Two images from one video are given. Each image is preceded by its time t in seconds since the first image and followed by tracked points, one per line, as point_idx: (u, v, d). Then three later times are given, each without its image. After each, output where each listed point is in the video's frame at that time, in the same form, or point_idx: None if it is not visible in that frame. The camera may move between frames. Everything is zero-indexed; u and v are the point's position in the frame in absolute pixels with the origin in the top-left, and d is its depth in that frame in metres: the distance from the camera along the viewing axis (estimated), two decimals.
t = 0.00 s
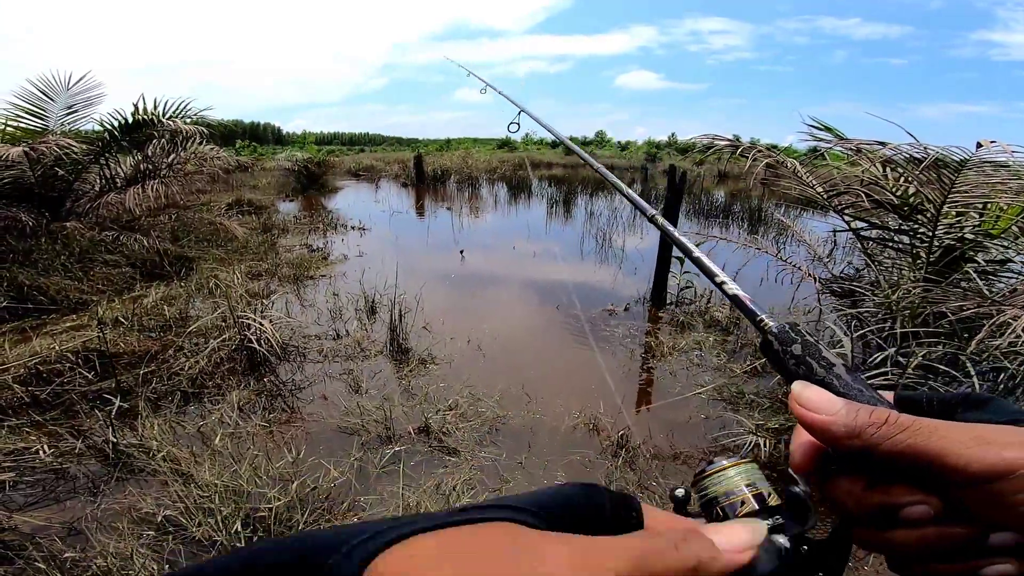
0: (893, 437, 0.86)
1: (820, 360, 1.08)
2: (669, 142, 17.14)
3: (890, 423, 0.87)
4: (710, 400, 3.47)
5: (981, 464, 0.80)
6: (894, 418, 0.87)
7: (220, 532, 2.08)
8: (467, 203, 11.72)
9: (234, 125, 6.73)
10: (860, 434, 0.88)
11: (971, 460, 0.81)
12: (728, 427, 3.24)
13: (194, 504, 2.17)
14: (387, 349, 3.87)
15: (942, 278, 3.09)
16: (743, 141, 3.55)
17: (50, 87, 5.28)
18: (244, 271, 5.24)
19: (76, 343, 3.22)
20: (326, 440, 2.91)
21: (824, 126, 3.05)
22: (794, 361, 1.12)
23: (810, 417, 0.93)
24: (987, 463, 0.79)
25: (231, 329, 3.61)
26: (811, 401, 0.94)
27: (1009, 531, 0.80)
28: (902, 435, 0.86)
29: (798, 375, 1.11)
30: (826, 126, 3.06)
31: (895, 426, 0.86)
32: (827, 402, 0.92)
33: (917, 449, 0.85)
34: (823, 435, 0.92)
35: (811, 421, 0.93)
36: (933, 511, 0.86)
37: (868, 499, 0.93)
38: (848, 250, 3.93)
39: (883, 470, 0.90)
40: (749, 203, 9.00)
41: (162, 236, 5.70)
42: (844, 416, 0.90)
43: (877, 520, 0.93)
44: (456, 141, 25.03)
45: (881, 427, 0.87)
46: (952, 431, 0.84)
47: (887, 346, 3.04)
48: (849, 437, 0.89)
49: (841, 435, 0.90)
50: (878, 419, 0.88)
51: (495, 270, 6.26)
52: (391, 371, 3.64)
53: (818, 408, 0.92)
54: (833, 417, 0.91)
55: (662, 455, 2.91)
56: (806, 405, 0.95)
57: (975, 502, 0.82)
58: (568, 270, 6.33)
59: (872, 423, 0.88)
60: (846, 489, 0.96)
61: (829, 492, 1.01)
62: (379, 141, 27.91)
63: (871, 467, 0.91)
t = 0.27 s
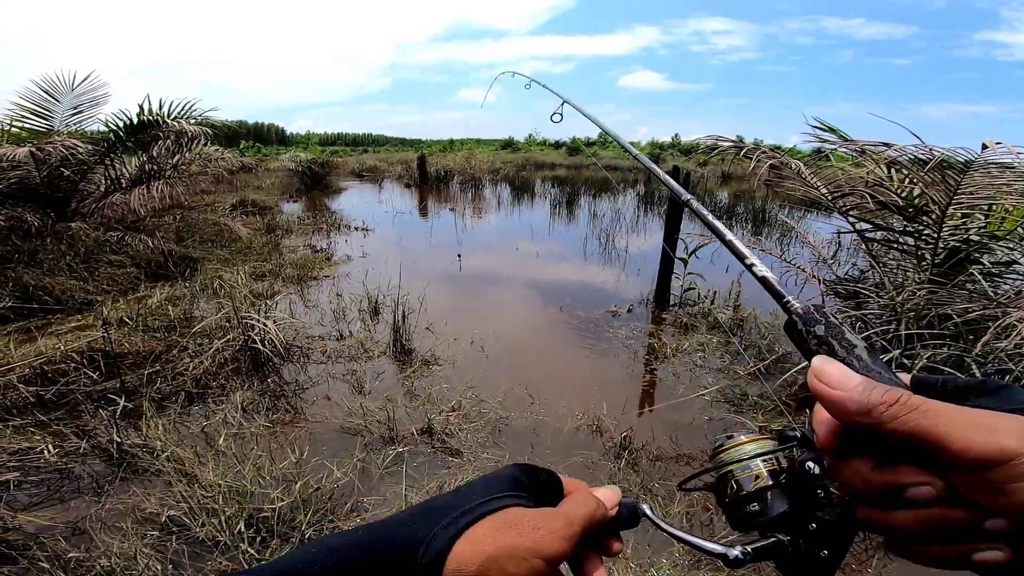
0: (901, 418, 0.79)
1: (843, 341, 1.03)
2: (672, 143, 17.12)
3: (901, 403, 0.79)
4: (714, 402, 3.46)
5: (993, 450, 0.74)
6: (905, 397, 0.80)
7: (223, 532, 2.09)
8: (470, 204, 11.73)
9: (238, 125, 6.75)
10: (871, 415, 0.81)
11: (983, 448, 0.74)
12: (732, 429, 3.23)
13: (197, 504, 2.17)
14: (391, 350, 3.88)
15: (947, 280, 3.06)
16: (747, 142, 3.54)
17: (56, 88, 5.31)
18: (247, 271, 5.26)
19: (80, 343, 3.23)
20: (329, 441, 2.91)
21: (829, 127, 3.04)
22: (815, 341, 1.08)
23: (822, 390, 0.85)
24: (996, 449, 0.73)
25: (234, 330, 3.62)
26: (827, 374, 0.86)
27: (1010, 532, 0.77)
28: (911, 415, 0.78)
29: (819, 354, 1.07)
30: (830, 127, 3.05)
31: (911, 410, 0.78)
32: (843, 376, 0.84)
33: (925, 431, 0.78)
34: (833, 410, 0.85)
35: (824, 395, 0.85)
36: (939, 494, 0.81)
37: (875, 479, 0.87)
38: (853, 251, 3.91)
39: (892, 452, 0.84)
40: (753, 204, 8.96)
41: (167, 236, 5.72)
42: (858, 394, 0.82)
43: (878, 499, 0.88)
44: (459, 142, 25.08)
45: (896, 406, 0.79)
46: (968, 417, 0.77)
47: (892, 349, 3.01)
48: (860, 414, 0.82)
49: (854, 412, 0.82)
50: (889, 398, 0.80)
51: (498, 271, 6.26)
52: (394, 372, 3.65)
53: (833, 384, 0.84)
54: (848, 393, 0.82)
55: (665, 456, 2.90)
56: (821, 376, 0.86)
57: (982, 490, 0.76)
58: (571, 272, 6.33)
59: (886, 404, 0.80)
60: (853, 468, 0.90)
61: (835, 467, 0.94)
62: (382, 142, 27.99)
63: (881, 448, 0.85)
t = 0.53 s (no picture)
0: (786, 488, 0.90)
1: (744, 422, 1.17)
2: (674, 145, 17.13)
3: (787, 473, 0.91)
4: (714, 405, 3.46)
5: (860, 509, 0.84)
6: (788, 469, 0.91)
7: (221, 534, 2.09)
8: (471, 205, 11.74)
9: (239, 127, 6.77)
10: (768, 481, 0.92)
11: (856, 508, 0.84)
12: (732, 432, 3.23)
13: (196, 506, 2.18)
14: (391, 352, 3.88)
15: (948, 282, 3.04)
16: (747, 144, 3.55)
17: (58, 90, 5.33)
18: (248, 273, 5.27)
19: (81, 344, 3.24)
20: (329, 443, 2.92)
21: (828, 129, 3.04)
22: (722, 420, 1.22)
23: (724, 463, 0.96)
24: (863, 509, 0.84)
25: (234, 332, 3.62)
26: (726, 449, 0.98)
27: (925, 572, 0.79)
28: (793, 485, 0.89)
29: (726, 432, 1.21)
30: (830, 129, 3.05)
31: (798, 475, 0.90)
32: (740, 453, 0.96)
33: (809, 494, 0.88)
34: (735, 484, 0.96)
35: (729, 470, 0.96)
36: (832, 551, 0.86)
37: (780, 541, 0.93)
38: (853, 253, 3.90)
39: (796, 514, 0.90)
40: (754, 206, 8.95)
41: (168, 238, 5.74)
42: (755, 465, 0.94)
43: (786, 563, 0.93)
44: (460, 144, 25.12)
45: (780, 479, 0.91)
46: (843, 481, 0.88)
47: (893, 351, 2.99)
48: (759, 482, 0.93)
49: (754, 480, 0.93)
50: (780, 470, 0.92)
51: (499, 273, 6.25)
52: (394, 374, 3.65)
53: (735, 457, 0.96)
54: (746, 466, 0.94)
55: (664, 459, 2.90)
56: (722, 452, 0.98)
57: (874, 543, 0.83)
58: (572, 273, 6.32)
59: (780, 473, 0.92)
60: (764, 532, 0.97)
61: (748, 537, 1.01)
62: (384, 144, 28.05)
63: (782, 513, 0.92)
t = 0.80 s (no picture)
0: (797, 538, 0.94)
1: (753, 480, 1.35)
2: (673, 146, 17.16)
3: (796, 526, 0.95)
4: (716, 406, 3.45)
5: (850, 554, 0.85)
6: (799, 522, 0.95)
7: (222, 537, 2.08)
8: (471, 207, 11.75)
9: (239, 129, 6.77)
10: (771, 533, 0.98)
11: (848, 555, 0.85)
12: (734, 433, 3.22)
13: (197, 508, 2.17)
14: (392, 354, 3.88)
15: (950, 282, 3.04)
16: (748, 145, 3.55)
17: (60, 92, 5.34)
18: (249, 275, 5.27)
19: (81, 346, 3.24)
20: (330, 445, 2.91)
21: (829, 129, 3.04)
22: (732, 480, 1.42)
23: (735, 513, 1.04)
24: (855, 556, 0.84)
25: (235, 333, 3.62)
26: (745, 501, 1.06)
27: None
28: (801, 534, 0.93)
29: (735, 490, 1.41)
30: (830, 130, 3.05)
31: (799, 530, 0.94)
32: (753, 503, 1.03)
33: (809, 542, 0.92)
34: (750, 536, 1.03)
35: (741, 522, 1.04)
36: None
37: None
38: (854, 253, 3.90)
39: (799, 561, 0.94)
40: (754, 207, 8.96)
41: (168, 240, 5.74)
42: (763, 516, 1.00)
43: None
44: (459, 146, 25.14)
45: (786, 527, 0.96)
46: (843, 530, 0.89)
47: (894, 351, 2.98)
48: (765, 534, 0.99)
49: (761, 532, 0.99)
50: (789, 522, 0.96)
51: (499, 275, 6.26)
52: (395, 376, 3.64)
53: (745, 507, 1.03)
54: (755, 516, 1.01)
55: (667, 460, 2.89)
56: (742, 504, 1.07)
57: None
58: (572, 275, 6.32)
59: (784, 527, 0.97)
60: None
61: None
62: (383, 147, 28.10)
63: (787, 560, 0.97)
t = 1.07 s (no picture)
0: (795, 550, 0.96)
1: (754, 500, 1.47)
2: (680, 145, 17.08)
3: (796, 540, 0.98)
4: (723, 406, 3.43)
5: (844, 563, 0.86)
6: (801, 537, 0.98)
7: (228, 535, 2.09)
8: (477, 206, 11.75)
9: (247, 129, 6.81)
10: (771, 547, 1.01)
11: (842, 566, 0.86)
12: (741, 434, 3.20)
13: (203, 506, 2.18)
14: (397, 353, 3.88)
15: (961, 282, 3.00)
16: (756, 144, 3.52)
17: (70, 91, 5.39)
18: (256, 274, 5.29)
19: (90, 344, 3.26)
20: (336, 443, 2.92)
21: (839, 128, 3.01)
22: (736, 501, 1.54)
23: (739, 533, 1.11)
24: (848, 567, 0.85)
25: (242, 332, 3.64)
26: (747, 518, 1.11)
27: None
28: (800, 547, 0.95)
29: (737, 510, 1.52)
30: (840, 129, 3.02)
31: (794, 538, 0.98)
32: (755, 520, 1.08)
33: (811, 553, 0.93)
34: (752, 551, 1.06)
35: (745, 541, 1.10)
36: None
37: None
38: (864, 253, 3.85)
39: None
40: (762, 207, 8.89)
41: (177, 239, 5.78)
42: (762, 531, 1.05)
43: None
44: (465, 145, 25.15)
45: (787, 541, 0.99)
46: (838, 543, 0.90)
47: (904, 352, 2.95)
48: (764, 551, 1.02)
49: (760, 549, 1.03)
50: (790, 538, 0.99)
51: (505, 274, 6.25)
52: (401, 375, 3.65)
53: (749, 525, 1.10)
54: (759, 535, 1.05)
55: (673, 461, 2.87)
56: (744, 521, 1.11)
57: None
58: (578, 274, 6.31)
59: (782, 539, 1.00)
60: None
61: None
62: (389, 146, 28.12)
63: None
